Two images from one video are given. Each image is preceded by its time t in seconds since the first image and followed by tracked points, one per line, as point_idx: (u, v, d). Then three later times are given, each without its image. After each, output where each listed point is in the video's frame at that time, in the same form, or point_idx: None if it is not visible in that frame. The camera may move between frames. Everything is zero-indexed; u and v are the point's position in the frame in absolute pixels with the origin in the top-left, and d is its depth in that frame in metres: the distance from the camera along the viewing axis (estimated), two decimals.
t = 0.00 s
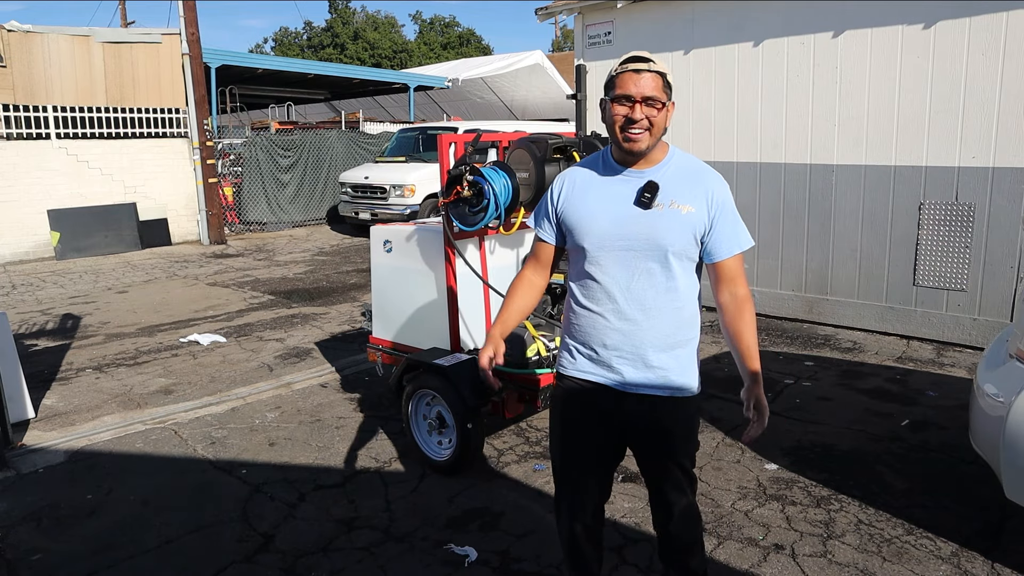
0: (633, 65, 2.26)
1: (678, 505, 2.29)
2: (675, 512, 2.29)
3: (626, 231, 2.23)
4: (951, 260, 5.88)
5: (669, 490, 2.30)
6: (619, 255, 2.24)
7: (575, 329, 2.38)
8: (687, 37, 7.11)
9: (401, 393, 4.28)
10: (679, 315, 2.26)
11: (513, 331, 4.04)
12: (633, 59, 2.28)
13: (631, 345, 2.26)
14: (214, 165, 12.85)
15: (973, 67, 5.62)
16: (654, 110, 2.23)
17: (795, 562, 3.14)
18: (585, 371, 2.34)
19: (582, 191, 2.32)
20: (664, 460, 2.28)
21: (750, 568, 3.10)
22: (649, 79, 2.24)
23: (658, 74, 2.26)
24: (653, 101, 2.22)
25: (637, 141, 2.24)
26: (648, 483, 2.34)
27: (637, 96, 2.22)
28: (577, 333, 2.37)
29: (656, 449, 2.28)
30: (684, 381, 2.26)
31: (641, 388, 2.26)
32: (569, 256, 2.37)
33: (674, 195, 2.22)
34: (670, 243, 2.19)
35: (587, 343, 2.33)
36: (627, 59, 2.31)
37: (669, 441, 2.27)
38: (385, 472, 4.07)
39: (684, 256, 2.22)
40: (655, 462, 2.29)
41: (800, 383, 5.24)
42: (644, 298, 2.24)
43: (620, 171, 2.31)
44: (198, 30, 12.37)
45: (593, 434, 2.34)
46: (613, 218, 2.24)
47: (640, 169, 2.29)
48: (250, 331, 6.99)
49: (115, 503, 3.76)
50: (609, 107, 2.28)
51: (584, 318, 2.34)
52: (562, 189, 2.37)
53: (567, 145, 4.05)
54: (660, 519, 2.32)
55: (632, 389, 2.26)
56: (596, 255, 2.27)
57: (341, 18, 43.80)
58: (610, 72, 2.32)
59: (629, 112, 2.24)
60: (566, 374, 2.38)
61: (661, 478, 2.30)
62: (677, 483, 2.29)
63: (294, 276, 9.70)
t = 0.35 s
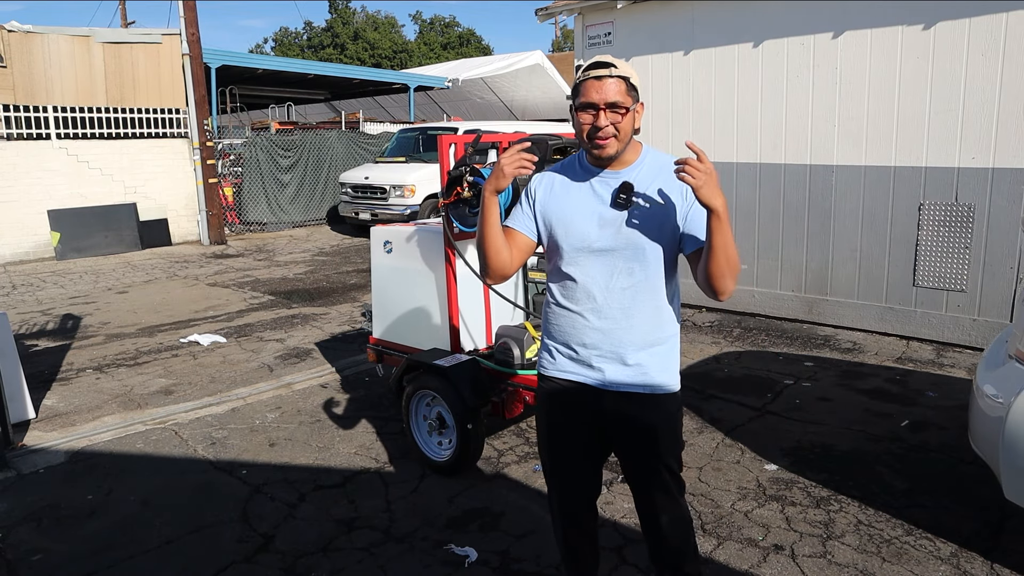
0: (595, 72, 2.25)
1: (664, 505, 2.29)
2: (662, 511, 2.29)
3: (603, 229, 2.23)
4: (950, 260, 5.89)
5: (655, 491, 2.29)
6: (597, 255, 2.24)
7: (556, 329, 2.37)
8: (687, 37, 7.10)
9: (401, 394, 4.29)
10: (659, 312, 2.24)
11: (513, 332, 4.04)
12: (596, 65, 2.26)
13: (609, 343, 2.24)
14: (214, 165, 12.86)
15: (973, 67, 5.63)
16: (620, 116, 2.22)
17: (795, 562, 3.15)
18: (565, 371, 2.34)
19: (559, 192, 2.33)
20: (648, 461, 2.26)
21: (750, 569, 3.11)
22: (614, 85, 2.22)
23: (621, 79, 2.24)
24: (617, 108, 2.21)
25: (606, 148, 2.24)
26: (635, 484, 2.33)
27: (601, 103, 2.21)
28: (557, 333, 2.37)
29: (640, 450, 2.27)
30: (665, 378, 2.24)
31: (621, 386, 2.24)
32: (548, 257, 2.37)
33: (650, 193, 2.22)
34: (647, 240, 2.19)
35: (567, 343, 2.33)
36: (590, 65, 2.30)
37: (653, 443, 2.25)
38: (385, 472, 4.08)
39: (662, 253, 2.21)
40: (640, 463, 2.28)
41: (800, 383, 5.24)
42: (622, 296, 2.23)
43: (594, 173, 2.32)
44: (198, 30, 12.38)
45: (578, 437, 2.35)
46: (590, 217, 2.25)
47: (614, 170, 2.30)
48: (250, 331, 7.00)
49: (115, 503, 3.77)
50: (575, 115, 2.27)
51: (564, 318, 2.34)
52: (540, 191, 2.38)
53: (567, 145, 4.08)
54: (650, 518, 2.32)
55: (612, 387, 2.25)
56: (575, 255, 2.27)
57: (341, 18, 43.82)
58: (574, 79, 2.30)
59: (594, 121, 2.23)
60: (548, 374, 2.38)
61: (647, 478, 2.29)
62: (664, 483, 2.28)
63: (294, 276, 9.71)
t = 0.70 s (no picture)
0: (594, 68, 2.27)
1: (661, 503, 2.29)
2: (659, 511, 2.29)
3: (597, 230, 2.23)
4: (950, 260, 5.89)
5: (651, 491, 2.29)
6: (590, 255, 2.24)
7: (550, 330, 2.38)
8: (687, 37, 7.10)
9: (401, 394, 4.29)
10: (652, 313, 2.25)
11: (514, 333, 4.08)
12: (596, 61, 2.29)
13: (603, 344, 2.25)
14: (214, 165, 12.85)
15: (973, 67, 5.63)
16: (612, 113, 2.25)
17: (794, 562, 3.15)
18: (560, 371, 2.33)
19: (553, 192, 2.34)
20: (644, 460, 2.27)
21: (750, 568, 3.11)
22: (610, 82, 2.25)
23: (618, 77, 2.26)
24: (611, 104, 2.24)
25: (597, 143, 2.26)
26: (632, 483, 2.33)
27: (595, 98, 2.24)
28: (552, 334, 2.37)
29: (636, 449, 2.27)
30: (659, 378, 2.25)
31: (616, 386, 2.25)
32: (542, 258, 2.38)
33: (644, 194, 2.22)
34: (641, 240, 2.19)
35: (562, 343, 2.33)
36: (590, 62, 2.33)
37: (649, 442, 2.25)
38: (385, 472, 4.08)
39: (655, 253, 2.21)
40: (636, 462, 2.28)
41: (800, 383, 5.24)
42: (616, 296, 2.23)
43: (588, 172, 2.33)
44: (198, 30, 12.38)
45: (574, 436, 2.34)
46: (584, 217, 2.25)
47: (607, 169, 2.31)
48: (250, 331, 7.00)
49: (115, 503, 3.77)
50: (571, 109, 2.30)
51: (558, 319, 2.34)
52: (535, 192, 2.39)
53: (567, 146, 4.07)
54: (646, 518, 2.32)
55: (607, 387, 2.26)
56: (569, 255, 2.27)
57: (342, 18, 43.82)
58: (575, 75, 2.34)
59: (587, 115, 2.26)
60: (542, 374, 2.38)
61: (643, 477, 2.29)
62: (660, 482, 2.28)
63: (295, 276, 9.71)
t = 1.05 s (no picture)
0: (614, 64, 2.28)
1: (667, 504, 2.29)
2: (664, 511, 2.29)
3: (613, 230, 2.22)
4: (950, 260, 5.89)
5: (659, 491, 2.29)
6: (606, 255, 2.24)
7: (563, 329, 2.37)
8: (687, 37, 7.10)
9: (400, 393, 4.28)
10: (666, 314, 2.27)
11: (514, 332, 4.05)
12: (615, 57, 2.30)
13: (618, 345, 2.26)
14: (214, 165, 12.83)
15: (973, 66, 5.63)
16: (633, 109, 2.24)
17: (794, 562, 3.15)
18: (573, 371, 2.34)
19: (567, 191, 2.31)
20: (654, 458, 2.27)
21: (749, 568, 3.10)
22: (630, 77, 2.26)
23: (638, 73, 2.28)
24: (632, 100, 2.24)
25: (616, 138, 2.23)
26: (639, 483, 2.33)
27: (616, 93, 2.24)
28: (564, 333, 2.36)
29: (646, 448, 2.28)
30: (672, 379, 2.27)
31: (630, 386, 2.26)
32: (556, 257, 2.37)
33: (660, 194, 2.22)
34: (657, 242, 2.20)
35: (575, 343, 2.33)
36: (608, 59, 2.34)
37: (659, 440, 2.26)
38: (385, 472, 4.08)
39: (670, 255, 2.23)
40: (646, 461, 2.29)
41: (800, 383, 5.24)
42: (631, 297, 2.24)
43: (603, 169, 2.30)
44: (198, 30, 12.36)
45: (584, 433, 2.34)
46: (599, 217, 2.24)
47: (623, 168, 2.28)
48: (250, 331, 6.99)
49: (115, 503, 3.76)
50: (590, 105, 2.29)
51: (571, 319, 2.34)
52: (547, 190, 2.36)
53: (567, 145, 4.12)
54: (651, 518, 2.32)
55: (621, 388, 2.26)
56: (584, 255, 2.26)
57: (342, 18, 43.81)
58: (593, 70, 2.34)
59: (608, 110, 2.25)
60: (554, 374, 2.38)
61: (650, 477, 2.30)
62: (668, 483, 2.28)
63: (294, 276, 9.71)
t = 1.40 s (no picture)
0: (654, 66, 2.25)
1: (683, 503, 2.32)
2: (681, 511, 2.32)
3: (642, 231, 2.24)
4: (949, 260, 5.89)
5: (677, 491, 2.33)
6: (635, 256, 2.25)
7: (589, 329, 2.37)
8: (686, 38, 7.11)
9: (400, 393, 4.30)
10: (693, 315, 2.28)
11: (513, 332, 4.04)
12: (655, 59, 2.27)
13: (647, 345, 2.27)
14: (214, 164, 12.83)
15: (972, 67, 5.64)
16: (672, 114, 2.23)
17: (794, 561, 3.16)
18: (599, 371, 2.34)
19: (596, 191, 2.30)
20: (675, 458, 2.30)
21: (749, 568, 3.11)
22: (669, 81, 2.24)
23: (676, 77, 2.26)
24: (671, 105, 2.22)
25: (654, 143, 2.23)
26: (656, 482, 2.36)
27: (656, 98, 2.22)
28: (590, 333, 2.37)
29: (668, 448, 2.31)
30: (698, 379, 2.29)
31: (658, 387, 2.27)
32: (584, 257, 2.36)
33: (690, 196, 2.24)
34: (687, 244, 2.22)
35: (602, 343, 2.33)
36: (645, 60, 2.30)
37: (683, 441, 2.29)
38: (385, 472, 4.09)
39: (698, 257, 2.25)
40: (666, 460, 2.32)
41: (799, 383, 5.25)
42: (660, 299, 2.25)
43: (634, 171, 2.30)
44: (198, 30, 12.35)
45: (606, 433, 2.35)
46: (629, 218, 2.24)
47: (655, 170, 2.29)
48: (250, 331, 7.01)
49: (115, 503, 3.77)
50: (626, 107, 2.27)
51: (598, 319, 2.34)
52: (575, 190, 2.35)
53: (567, 145, 4.09)
54: (666, 518, 2.35)
55: (648, 388, 2.28)
56: (613, 255, 2.27)
57: (342, 18, 43.82)
58: (629, 71, 2.31)
59: (647, 114, 2.23)
60: (579, 374, 2.38)
61: (670, 477, 2.32)
62: (686, 483, 2.32)
63: (294, 276, 9.72)
